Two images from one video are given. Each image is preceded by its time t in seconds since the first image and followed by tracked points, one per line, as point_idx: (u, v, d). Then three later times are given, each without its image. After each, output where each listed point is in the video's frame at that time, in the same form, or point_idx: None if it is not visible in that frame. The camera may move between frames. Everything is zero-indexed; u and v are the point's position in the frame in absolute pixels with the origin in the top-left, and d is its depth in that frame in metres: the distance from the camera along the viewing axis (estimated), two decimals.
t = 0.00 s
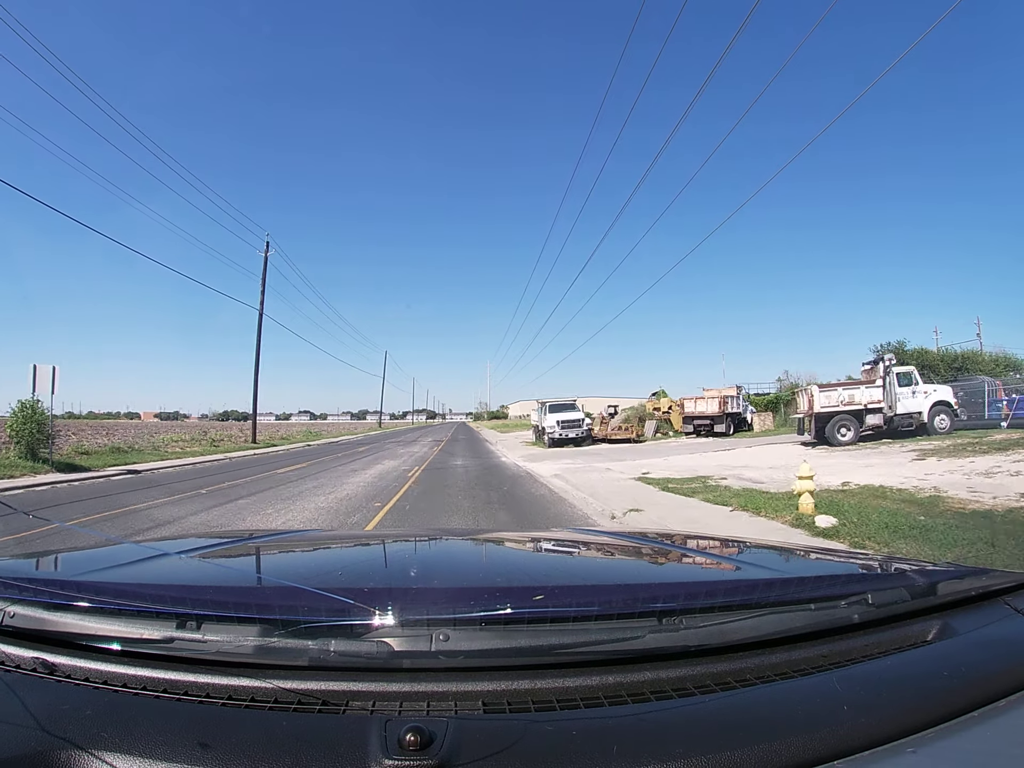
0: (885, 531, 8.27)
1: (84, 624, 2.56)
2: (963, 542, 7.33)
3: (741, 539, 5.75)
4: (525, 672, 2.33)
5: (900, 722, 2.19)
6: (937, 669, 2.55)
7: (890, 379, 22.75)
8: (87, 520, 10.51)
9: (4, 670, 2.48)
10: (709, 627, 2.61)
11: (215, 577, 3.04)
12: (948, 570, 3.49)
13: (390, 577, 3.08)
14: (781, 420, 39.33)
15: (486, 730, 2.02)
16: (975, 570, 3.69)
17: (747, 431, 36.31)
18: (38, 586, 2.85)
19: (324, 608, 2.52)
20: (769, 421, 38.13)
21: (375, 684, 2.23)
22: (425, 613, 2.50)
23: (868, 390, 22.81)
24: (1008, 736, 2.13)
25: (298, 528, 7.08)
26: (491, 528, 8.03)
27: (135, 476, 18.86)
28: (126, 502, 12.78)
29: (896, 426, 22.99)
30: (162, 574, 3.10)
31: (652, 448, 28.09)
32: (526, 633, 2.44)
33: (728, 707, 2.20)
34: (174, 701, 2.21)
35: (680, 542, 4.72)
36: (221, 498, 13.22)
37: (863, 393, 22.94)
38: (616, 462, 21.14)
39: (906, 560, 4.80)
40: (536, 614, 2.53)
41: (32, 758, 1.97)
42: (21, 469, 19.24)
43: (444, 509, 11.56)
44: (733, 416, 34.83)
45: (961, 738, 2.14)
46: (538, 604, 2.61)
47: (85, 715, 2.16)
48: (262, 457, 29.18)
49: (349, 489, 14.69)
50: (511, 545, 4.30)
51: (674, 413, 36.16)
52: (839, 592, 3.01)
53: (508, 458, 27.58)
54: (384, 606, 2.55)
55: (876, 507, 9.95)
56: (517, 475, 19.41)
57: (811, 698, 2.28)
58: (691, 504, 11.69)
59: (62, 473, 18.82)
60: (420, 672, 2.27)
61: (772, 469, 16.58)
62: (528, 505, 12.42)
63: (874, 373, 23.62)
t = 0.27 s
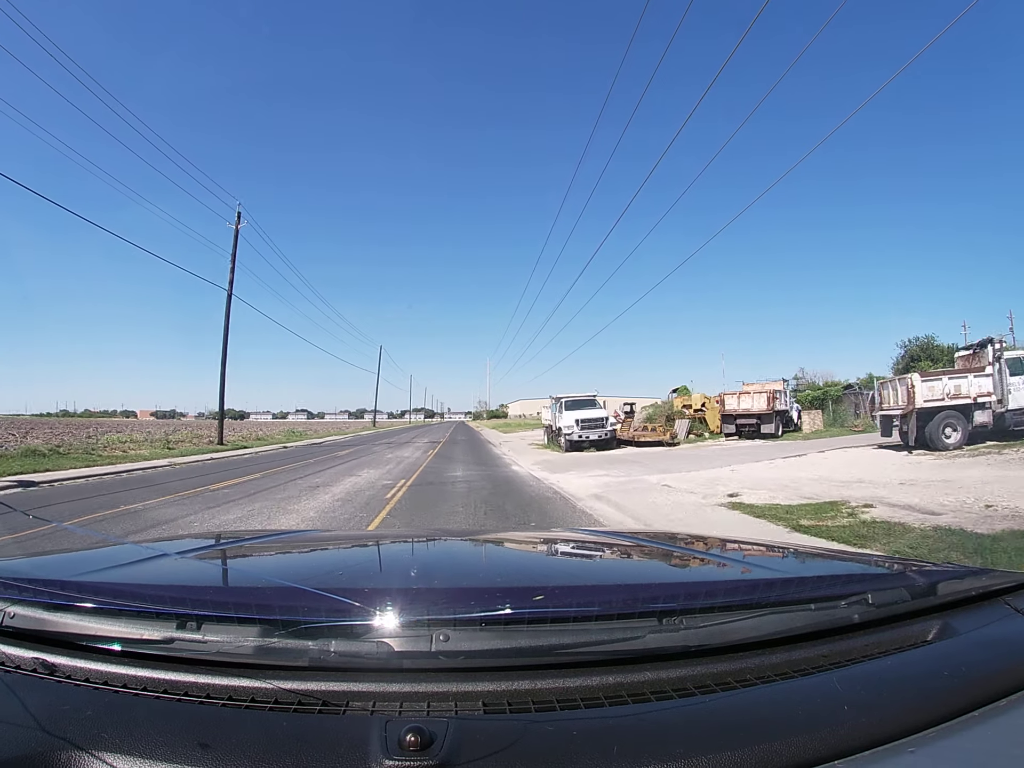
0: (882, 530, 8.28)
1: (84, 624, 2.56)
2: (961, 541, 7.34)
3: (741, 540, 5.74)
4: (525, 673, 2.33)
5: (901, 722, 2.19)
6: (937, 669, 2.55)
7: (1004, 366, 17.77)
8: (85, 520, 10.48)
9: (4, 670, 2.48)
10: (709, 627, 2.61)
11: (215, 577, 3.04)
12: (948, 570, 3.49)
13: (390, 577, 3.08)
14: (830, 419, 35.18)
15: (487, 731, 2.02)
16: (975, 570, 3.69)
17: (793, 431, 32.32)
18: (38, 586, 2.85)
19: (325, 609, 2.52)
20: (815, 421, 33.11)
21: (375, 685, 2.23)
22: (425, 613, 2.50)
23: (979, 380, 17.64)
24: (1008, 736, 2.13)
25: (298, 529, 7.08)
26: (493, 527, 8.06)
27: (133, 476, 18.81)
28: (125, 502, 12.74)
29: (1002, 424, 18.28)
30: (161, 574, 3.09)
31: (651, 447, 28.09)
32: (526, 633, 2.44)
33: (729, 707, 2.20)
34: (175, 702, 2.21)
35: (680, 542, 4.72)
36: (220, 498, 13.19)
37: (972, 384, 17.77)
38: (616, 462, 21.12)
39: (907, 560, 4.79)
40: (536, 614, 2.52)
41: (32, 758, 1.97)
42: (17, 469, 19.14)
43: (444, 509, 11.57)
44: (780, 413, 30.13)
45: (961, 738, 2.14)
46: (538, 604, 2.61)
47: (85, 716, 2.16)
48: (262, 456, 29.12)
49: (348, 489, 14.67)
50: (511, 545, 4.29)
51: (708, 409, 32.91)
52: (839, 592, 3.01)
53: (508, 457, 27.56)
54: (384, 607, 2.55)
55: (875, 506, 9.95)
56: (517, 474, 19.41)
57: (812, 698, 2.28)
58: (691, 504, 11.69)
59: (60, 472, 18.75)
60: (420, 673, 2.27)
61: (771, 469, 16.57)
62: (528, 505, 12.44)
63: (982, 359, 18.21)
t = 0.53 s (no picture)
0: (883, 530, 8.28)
1: (83, 622, 2.56)
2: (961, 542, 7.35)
3: (741, 540, 5.74)
4: (524, 673, 2.33)
5: (899, 724, 2.19)
6: (935, 671, 2.55)
7: None
8: (84, 519, 10.45)
9: (2, 668, 2.48)
10: (708, 628, 2.61)
11: (214, 576, 3.03)
12: (947, 572, 3.49)
13: (390, 577, 3.08)
14: (892, 414, 30.73)
15: (485, 730, 2.02)
16: (973, 571, 3.69)
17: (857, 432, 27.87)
18: (37, 584, 2.85)
19: (324, 608, 2.52)
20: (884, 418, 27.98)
21: (374, 684, 2.23)
22: (424, 613, 2.50)
23: None
24: (1007, 738, 2.13)
25: (298, 528, 7.06)
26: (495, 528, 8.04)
27: (132, 475, 18.78)
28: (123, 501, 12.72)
29: None
30: (160, 573, 3.09)
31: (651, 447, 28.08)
32: (525, 633, 2.44)
33: (727, 708, 2.20)
34: (173, 700, 2.21)
35: (679, 543, 4.71)
36: (218, 498, 13.16)
37: None
38: (617, 462, 21.10)
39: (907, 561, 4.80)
40: (535, 614, 2.52)
41: (30, 757, 1.97)
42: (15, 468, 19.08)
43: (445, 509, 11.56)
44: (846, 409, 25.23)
45: (959, 740, 2.14)
46: (536, 604, 2.61)
47: (84, 714, 2.16)
48: (261, 456, 29.08)
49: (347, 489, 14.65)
50: (511, 545, 4.29)
51: (759, 407, 27.37)
52: (838, 593, 3.01)
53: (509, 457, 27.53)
54: (383, 606, 2.55)
55: (875, 505, 9.94)
56: (516, 475, 19.39)
57: (810, 700, 2.28)
58: (690, 504, 11.68)
59: (58, 471, 18.71)
60: (419, 672, 2.28)
61: (772, 468, 16.57)
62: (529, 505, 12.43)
63: None
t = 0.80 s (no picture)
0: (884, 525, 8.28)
1: (86, 625, 2.56)
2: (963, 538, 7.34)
3: (743, 536, 5.73)
4: (526, 670, 2.33)
5: (901, 718, 2.19)
6: (937, 664, 2.55)
7: None
8: (85, 521, 10.45)
9: (5, 671, 2.49)
10: (710, 624, 2.61)
11: (216, 576, 3.03)
12: (948, 565, 3.50)
13: (391, 575, 3.07)
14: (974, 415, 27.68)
15: (489, 729, 2.02)
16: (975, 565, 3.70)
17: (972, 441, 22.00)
18: (39, 587, 2.85)
19: (326, 607, 2.52)
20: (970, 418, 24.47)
21: (377, 682, 2.24)
22: (426, 611, 2.50)
23: None
24: (1008, 731, 2.14)
25: (299, 528, 7.06)
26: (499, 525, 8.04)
27: (133, 477, 18.80)
28: (125, 502, 12.71)
29: None
30: (162, 574, 3.09)
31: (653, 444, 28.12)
32: (526, 631, 2.44)
33: (730, 704, 2.20)
34: (176, 701, 2.21)
35: (681, 539, 4.72)
36: (221, 498, 13.18)
37: None
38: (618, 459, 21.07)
39: (909, 555, 4.79)
40: (537, 611, 2.52)
41: (34, 759, 1.97)
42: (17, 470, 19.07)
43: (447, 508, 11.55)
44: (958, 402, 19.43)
45: (961, 734, 2.14)
46: (538, 601, 2.61)
47: (87, 716, 2.16)
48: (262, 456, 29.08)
49: (348, 489, 14.64)
50: (514, 542, 4.29)
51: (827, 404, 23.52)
52: (839, 587, 3.01)
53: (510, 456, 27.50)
54: (385, 605, 2.55)
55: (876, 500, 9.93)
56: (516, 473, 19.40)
57: (813, 695, 2.28)
58: (692, 501, 11.68)
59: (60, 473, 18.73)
60: (422, 670, 2.28)
61: (773, 464, 16.55)
62: (530, 503, 12.43)
63: None
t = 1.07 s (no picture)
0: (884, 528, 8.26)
1: (85, 624, 2.56)
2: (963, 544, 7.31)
3: (743, 538, 5.72)
4: (524, 672, 2.33)
5: (899, 721, 2.18)
6: (936, 668, 2.55)
7: None
8: (83, 519, 10.43)
9: (3, 669, 2.48)
10: (709, 626, 2.61)
11: (215, 576, 3.03)
12: (948, 569, 3.49)
13: (391, 576, 3.07)
14: None
15: (487, 729, 2.02)
16: (974, 569, 3.70)
17: None
18: (38, 585, 2.85)
19: (325, 608, 2.51)
20: None
21: (375, 683, 2.24)
22: (425, 612, 2.50)
23: None
24: (1007, 734, 2.14)
25: (298, 528, 7.04)
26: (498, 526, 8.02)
27: (132, 476, 18.79)
28: (124, 501, 12.69)
29: None
30: (160, 573, 3.09)
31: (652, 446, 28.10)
32: (525, 632, 2.44)
33: (728, 706, 2.21)
34: (174, 700, 2.21)
35: (680, 541, 4.72)
36: (220, 498, 13.17)
37: None
38: (619, 461, 21.04)
39: (909, 558, 4.78)
40: (536, 612, 2.52)
41: (31, 758, 1.97)
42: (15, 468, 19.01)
43: (446, 509, 11.53)
44: None
45: (960, 738, 2.14)
46: (537, 602, 2.61)
47: (85, 714, 2.16)
48: (261, 456, 29.02)
49: (347, 489, 14.62)
50: (513, 544, 4.28)
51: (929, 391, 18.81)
52: (839, 590, 3.01)
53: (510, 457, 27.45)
54: (384, 606, 2.54)
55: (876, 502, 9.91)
56: (516, 474, 19.38)
57: (812, 697, 2.28)
58: (691, 504, 11.68)
59: (58, 472, 18.69)
60: (420, 671, 2.28)
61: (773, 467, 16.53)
62: (530, 505, 12.41)
63: None
